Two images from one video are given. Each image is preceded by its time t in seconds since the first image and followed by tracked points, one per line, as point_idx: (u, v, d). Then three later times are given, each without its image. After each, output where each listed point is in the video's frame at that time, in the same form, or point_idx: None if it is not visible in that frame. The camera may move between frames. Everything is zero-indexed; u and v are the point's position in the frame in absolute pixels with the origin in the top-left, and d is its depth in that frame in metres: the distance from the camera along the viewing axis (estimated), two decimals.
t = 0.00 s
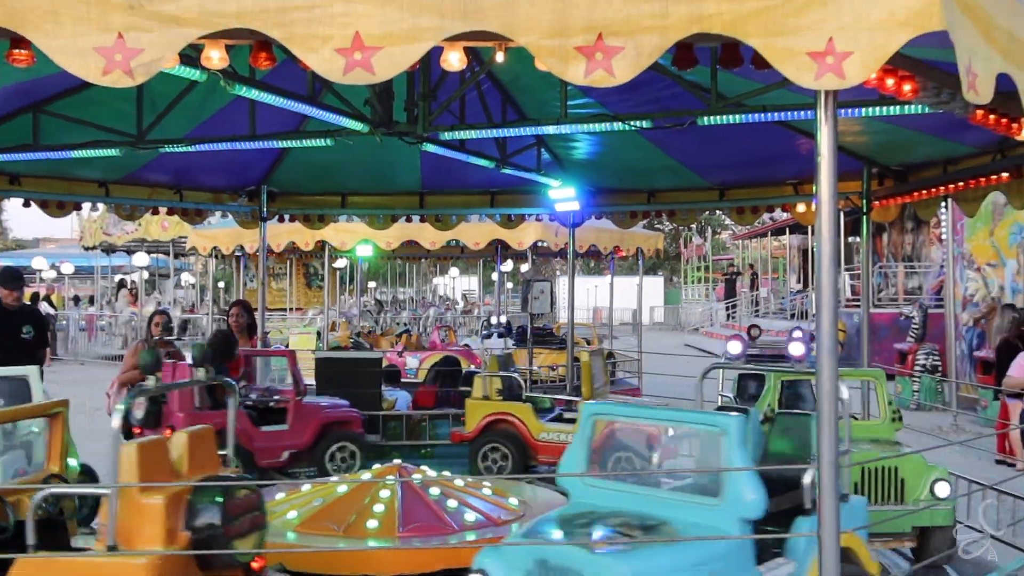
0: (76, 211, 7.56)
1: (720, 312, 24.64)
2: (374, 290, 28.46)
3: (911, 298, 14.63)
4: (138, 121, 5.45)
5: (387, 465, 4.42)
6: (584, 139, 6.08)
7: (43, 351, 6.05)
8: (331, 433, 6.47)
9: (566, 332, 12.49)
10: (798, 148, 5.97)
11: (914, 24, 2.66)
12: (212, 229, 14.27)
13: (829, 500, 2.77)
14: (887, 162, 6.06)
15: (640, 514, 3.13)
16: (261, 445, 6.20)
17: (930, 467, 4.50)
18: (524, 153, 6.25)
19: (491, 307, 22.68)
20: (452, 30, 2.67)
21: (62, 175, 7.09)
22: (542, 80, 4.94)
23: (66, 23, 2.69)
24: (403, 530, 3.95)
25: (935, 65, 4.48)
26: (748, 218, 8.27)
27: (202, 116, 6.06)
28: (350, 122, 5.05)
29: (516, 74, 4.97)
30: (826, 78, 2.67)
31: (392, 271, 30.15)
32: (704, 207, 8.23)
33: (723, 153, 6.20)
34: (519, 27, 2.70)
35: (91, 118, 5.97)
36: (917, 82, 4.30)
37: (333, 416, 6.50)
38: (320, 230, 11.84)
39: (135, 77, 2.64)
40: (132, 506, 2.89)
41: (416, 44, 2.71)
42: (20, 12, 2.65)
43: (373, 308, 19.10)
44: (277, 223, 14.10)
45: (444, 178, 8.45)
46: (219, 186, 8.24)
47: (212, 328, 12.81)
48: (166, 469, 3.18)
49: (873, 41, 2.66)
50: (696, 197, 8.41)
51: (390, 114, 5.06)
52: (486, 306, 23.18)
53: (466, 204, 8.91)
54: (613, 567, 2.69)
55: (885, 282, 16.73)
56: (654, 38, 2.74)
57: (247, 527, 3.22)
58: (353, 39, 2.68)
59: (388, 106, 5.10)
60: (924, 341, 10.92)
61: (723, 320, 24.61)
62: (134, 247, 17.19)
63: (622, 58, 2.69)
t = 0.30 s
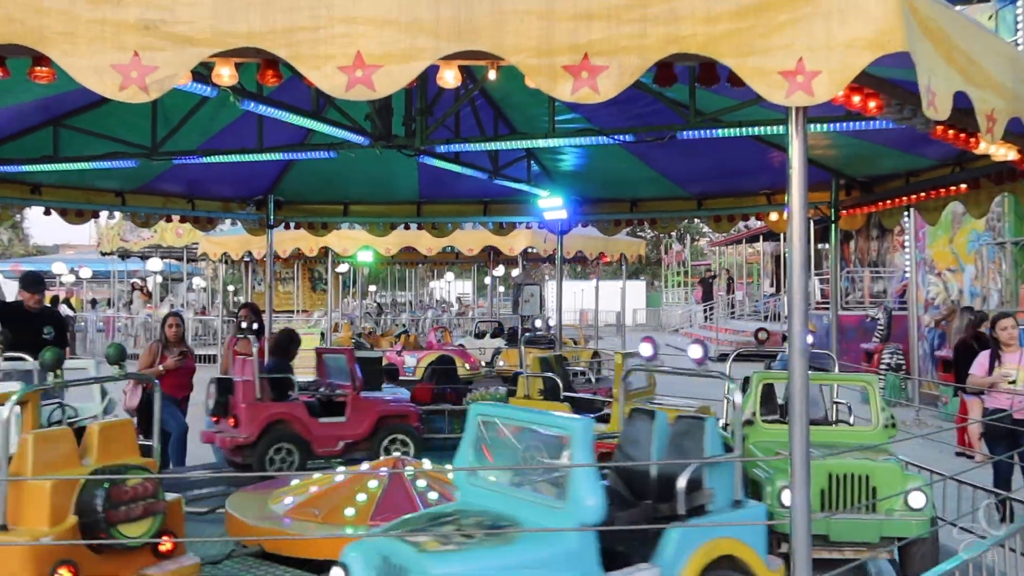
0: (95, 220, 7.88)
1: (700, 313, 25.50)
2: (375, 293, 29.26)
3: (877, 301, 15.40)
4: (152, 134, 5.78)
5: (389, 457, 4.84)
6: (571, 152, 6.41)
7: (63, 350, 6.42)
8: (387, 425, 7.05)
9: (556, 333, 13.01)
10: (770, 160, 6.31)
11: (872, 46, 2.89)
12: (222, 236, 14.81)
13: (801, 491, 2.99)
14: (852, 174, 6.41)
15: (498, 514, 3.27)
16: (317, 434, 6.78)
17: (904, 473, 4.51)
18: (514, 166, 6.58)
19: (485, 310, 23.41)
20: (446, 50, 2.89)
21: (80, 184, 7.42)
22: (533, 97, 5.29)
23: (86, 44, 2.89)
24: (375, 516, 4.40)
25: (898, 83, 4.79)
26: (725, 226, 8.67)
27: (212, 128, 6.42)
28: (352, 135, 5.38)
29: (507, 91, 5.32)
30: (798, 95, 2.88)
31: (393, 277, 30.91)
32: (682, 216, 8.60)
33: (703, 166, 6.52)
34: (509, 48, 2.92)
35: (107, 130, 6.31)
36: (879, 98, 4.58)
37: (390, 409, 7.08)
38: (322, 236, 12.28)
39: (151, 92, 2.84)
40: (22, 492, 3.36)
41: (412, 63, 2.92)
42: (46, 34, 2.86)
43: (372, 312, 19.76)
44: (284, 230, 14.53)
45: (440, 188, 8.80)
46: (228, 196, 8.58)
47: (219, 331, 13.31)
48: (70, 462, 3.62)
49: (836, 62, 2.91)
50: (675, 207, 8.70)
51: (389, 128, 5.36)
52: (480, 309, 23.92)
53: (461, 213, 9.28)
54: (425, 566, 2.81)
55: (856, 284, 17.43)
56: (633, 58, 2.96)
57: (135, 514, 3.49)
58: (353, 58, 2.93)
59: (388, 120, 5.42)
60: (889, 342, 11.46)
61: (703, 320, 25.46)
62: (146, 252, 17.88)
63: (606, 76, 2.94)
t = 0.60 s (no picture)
0: (104, 227, 8.21)
1: (674, 314, 26.64)
2: (370, 294, 30.24)
3: (841, 303, 16.46)
4: (158, 146, 6.09)
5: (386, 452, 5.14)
6: (553, 164, 6.72)
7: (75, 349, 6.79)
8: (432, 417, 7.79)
9: (539, 333, 13.55)
10: (741, 170, 6.60)
11: (836, 65, 3.00)
12: (224, 242, 15.31)
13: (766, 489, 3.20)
14: (817, 184, 6.76)
15: (357, 507, 3.50)
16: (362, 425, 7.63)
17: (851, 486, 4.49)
18: (500, 176, 6.89)
19: (473, 310, 24.26)
20: (439, 67, 2.95)
21: (91, 193, 7.78)
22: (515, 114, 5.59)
23: (92, 60, 2.87)
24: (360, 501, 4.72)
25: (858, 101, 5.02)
26: (697, 233, 8.90)
27: (214, 139, 6.78)
28: (348, 148, 5.69)
29: (493, 106, 5.63)
30: (761, 112, 3.01)
31: (386, 280, 31.72)
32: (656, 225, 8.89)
33: (678, 175, 6.88)
34: (497, 65, 2.98)
35: (116, 141, 6.66)
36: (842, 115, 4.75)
37: (434, 405, 7.75)
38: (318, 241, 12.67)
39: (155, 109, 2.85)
40: None
41: (405, 80, 2.96)
42: (50, 52, 2.85)
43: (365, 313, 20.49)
44: (284, 236, 14.86)
45: (430, 197, 9.14)
46: (230, 204, 8.82)
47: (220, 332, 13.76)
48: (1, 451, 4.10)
49: (801, 80, 3.01)
50: (652, 216, 8.98)
51: (382, 141, 5.73)
52: (468, 309, 24.79)
53: (449, 221, 9.64)
54: (250, 556, 3.00)
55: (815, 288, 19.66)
56: (615, 75, 3.05)
57: (53, 495, 3.89)
58: (349, 76, 2.94)
59: (381, 134, 5.78)
60: (848, 340, 12.25)
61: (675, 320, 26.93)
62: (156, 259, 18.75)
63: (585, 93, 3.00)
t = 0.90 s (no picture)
0: (104, 234, 8.54)
1: (643, 316, 27.76)
2: (357, 296, 31.15)
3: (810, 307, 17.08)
4: (156, 157, 6.40)
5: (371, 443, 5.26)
6: (530, 175, 7.09)
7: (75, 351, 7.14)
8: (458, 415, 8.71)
9: (518, 335, 14.06)
10: (705, 182, 7.00)
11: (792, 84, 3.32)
12: (218, 248, 15.72)
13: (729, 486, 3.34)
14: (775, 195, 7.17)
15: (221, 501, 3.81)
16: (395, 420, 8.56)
17: (762, 499, 4.49)
18: (479, 186, 7.28)
19: (457, 313, 24.87)
20: (420, 84, 3.23)
21: (92, 202, 8.11)
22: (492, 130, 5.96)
23: (94, 76, 3.10)
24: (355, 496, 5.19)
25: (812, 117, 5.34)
26: (665, 240, 9.33)
27: (209, 152, 7.15)
28: (336, 159, 6.03)
29: (473, 120, 5.98)
30: (724, 126, 3.29)
31: (373, 284, 32.27)
32: (625, 233, 9.28)
33: (646, 185, 7.27)
34: (474, 82, 3.27)
35: (116, 153, 7.00)
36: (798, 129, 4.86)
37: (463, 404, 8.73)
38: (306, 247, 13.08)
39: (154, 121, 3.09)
40: None
41: (389, 96, 3.25)
42: (55, 67, 3.08)
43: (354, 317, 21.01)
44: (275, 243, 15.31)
45: (415, 207, 9.51)
46: (225, 212, 9.25)
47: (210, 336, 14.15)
48: None
49: (758, 97, 3.29)
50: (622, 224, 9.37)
51: (368, 153, 6.02)
52: (451, 312, 25.41)
53: (431, 229, 10.02)
54: (94, 545, 3.31)
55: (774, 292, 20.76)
56: (584, 92, 3.35)
57: None
58: (336, 92, 3.22)
59: (367, 147, 6.07)
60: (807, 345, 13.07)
61: (645, 323, 28.23)
62: (157, 265, 19.65)
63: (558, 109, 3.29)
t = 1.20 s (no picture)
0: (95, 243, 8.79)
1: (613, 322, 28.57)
2: (339, 303, 31.67)
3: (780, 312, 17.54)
4: (145, 168, 6.67)
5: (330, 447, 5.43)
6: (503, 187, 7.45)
7: (65, 354, 7.36)
8: (475, 420, 9.11)
9: (494, 339, 14.46)
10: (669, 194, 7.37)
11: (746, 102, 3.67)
12: (206, 256, 15.99)
13: (688, 470, 3.63)
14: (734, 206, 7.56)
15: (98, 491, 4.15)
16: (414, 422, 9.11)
17: (654, 508, 4.32)
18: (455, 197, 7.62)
19: (436, 319, 25.29)
20: (396, 100, 3.55)
21: (83, 212, 8.35)
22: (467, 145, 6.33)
23: (84, 91, 3.41)
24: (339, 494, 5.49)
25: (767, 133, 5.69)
26: (632, 247, 9.71)
27: (196, 164, 7.44)
28: (318, 171, 6.32)
29: (450, 134, 6.30)
30: (684, 142, 3.66)
31: (356, 291, 32.62)
32: (591, 243, 9.60)
33: (614, 195, 7.65)
34: (447, 98, 3.59)
35: (108, 165, 7.28)
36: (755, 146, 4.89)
37: (483, 407, 9.14)
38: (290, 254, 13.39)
39: (141, 134, 3.40)
40: None
41: (367, 111, 3.56)
42: (48, 82, 3.39)
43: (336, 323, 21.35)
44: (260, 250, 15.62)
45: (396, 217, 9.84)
46: (212, 222, 9.49)
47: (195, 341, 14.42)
48: None
49: (716, 115, 3.67)
50: (592, 233, 9.71)
51: (349, 165, 6.30)
52: (430, 318, 25.85)
53: (410, 237, 10.36)
54: None
55: (734, 298, 21.45)
56: (551, 109, 3.69)
57: None
58: (317, 107, 3.53)
59: (348, 159, 6.34)
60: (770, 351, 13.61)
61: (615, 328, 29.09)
62: (146, 271, 20.10)
63: (528, 124, 3.64)
